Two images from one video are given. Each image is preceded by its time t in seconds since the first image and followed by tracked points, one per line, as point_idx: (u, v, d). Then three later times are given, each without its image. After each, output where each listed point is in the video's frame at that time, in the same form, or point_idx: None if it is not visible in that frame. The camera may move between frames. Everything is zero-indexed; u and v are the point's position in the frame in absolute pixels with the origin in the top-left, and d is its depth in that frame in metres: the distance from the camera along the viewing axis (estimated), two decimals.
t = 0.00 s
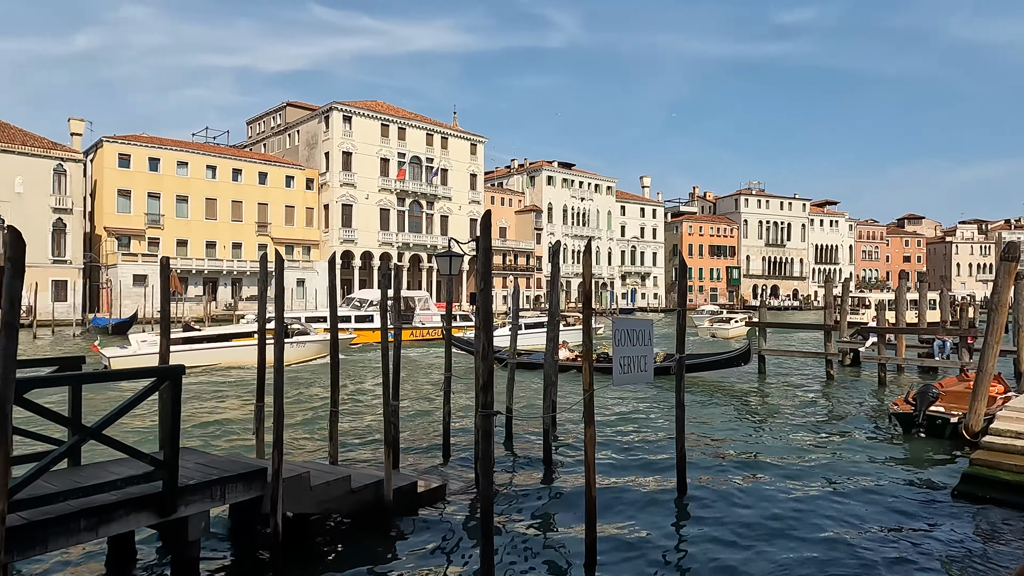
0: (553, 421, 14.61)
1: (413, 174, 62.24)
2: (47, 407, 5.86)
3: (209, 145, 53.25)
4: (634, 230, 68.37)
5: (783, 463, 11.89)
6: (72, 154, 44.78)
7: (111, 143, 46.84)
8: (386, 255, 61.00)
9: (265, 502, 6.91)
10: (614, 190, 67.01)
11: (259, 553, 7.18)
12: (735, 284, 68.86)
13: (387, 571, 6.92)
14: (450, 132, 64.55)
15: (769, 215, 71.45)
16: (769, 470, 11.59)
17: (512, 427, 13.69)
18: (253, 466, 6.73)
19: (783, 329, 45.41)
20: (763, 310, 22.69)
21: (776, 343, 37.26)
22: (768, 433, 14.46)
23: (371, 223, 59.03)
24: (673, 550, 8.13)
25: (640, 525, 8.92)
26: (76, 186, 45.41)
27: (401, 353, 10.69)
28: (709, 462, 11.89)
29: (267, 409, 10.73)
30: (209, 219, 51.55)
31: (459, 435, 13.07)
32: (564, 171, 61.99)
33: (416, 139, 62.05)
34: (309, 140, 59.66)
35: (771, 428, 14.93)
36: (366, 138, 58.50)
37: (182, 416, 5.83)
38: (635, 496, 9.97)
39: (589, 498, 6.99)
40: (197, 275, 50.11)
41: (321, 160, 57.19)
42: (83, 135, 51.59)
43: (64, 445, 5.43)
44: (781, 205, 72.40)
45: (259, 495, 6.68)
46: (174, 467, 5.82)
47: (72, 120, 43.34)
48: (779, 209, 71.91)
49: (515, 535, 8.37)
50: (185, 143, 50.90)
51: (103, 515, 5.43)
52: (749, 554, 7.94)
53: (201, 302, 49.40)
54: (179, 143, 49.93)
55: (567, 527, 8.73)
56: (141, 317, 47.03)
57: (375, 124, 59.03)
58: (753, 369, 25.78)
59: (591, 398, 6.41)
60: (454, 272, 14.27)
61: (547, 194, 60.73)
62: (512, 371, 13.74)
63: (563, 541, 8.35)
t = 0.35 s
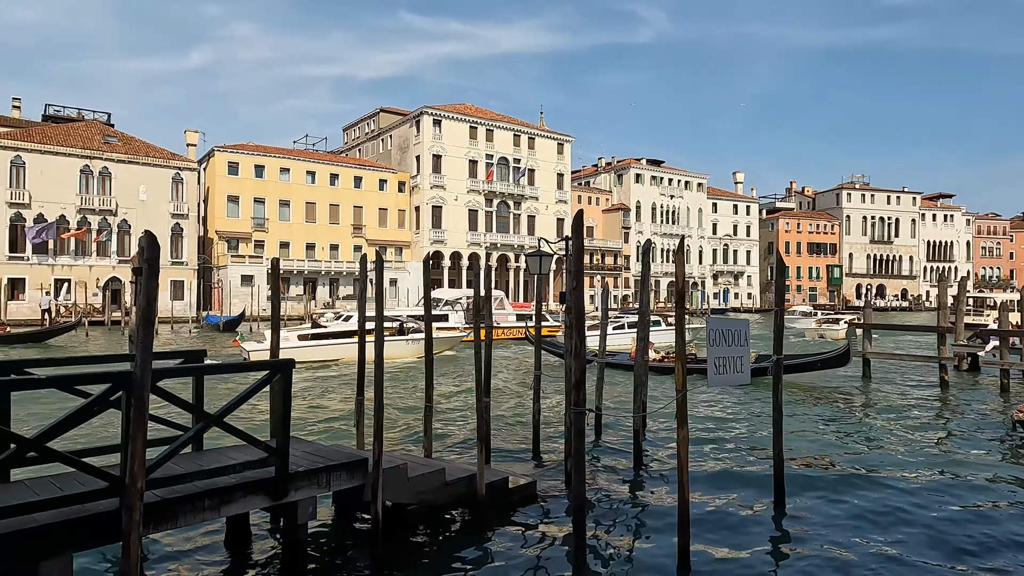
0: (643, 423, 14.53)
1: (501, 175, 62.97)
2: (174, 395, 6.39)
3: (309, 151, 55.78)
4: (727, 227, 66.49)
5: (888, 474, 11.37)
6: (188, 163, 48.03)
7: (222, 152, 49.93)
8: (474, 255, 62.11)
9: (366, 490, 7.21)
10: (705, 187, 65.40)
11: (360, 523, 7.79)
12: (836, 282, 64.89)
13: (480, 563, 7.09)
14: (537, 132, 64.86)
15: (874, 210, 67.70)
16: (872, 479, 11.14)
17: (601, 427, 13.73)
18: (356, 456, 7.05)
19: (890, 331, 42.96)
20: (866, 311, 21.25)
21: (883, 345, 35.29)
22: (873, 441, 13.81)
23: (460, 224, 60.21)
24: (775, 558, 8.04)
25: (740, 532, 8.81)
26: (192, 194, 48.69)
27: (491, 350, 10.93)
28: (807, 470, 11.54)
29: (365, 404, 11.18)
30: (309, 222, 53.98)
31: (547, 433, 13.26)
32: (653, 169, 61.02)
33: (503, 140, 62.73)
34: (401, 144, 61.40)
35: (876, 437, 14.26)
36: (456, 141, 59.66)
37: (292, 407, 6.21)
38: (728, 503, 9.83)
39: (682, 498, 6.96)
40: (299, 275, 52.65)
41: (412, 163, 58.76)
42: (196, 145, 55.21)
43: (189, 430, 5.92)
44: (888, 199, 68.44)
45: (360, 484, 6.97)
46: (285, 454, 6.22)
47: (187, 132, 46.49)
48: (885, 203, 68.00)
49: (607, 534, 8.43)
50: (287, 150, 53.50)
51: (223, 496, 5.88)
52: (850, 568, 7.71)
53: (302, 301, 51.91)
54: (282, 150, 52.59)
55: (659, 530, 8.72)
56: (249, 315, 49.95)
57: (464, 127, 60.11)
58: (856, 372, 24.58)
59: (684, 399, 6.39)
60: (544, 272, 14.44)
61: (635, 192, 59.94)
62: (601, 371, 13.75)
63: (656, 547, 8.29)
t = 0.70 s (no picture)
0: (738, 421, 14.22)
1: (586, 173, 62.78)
2: (289, 386, 6.77)
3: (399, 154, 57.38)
4: (825, 221, 63.71)
5: (1004, 478, 10.72)
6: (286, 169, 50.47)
7: (318, 158, 52.30)
8: (560, 253, 62.36)
9: (465, 481, 7.26)
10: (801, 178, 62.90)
11: (458, 514, 7.89)
12: (949, 278, 61.89)
13: (577, 561, 7.03)
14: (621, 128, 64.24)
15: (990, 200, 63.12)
16: (987, 482, 10.54)
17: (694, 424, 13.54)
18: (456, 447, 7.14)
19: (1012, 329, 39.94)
20: (986, 307, 19.83)
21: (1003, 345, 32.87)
22: (989, 445, 13.03)
23: (546, 222, 60.52)
24: (883, 555, 7.81)
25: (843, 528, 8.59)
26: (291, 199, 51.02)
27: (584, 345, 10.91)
28: (913, 472, 11.03)
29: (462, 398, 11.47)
30: (399, 223, 55.51)
31: (637, 429, 13.27)
32: (744, 161, 59.18)
33: (588, 137, 62.49)
34: (486, 144, 62.16)
35: (994, 441, 13.41)
36: (540, 140, 59.94)
37: (398, 398, 6.44)
38: (828, 502, 9.55)
39: (785, 499, 6.77)
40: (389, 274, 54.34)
41: (497, 163, 59.43)
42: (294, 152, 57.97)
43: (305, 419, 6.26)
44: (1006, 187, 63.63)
45: (461, 474, 7.05)
46: (391, 443, 6.45)
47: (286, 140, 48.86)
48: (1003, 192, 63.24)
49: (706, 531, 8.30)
50: (378, 154, 55.24)
51: (336, 481, 6.19)
52: (961, 571, 7.38)
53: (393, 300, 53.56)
54: (373, 154, 54.38)
55: (759, 528, 8.54)
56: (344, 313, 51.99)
57: (548, 125, 60.29)
58: (973, 374, 23.08)
59: (786, 397, 6.28)
60: (635, 269, 14.38)
61: (725, 185, 58.28)
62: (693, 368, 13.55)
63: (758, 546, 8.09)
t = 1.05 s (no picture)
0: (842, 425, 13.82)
1: (673, 169, 61.78)
2: (402, 380, 7.07)
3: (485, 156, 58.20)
4: (933, 214, 60.16)
5: None
6: (378, 173, 52.18)
7: (407, 161, 53.77)
8: (646, 251, 61.70)
9: (570, 477, 7.32)
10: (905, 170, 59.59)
11: (562, 508, 7.97)
12: None
13: (682, 560, 6.99)
14: (709, 122, 62.80)
15: None
16: None
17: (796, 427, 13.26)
18: (561, 443, 7.26)
19: None
20: None
21: None
22: None
23: (631, 220, 60.04)
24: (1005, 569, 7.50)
25: (967, 540, 8.28)
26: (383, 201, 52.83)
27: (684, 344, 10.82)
28: None
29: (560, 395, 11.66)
30: (485, 223, 56.30)
31: (734, 431, 13.01)
32: (843, 153, 56.49)
33: (675, 133, 61.47)
34: (571, 143, 62.14)
35: None
36: (625, 137, 59.48)
37: (506, 394, 6.61)
38: (943, 513, 9.24)
39: (905, 507, 6.52)
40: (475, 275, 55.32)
41: (582, 162, 59.24)
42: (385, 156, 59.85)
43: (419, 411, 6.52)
44: None
45: (565, 470, 7.16)
46: (500, 438, 6.63)
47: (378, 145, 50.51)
48: None
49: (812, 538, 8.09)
50: (465, 156, 56.18)
51: (448, 473, 6.44)
52: None
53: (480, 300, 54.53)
54: (460, 156, 55.41)
55: (869, 536, 8.30)
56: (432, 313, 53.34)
57: (634, 122, 59.72)
58: None
59: (907, 400, 6.11)
60: (734, 267, 14.16)
61: (821, 178, 55.97)
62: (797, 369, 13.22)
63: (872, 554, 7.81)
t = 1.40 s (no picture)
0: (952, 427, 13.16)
1: (758, 162, 59.99)
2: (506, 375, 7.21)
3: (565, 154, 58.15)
4: None
5: None
6: (458, 174, 52.97)
7: (487, 161, 54.36)
8: (731, 247, 60.25)
9: (673, 475, 7.25)
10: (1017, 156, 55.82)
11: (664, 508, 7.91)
12: None
13: (791, 563, 6.83)
14: (798, 112, 60.57)
15: None
16: None
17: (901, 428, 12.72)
18: (664, 441, 7.21)
19: None
20: None
21: None
22: None
23: (715, 216, 58.74)
24: None
25: None
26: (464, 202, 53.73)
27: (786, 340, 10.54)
28: None
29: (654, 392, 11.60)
30: (564, 222, 56.24)
31: (831, 436, 12.58)
32: (947, 139, 53.43)
33: (760, 125, 59.63)
34: (651, 139, 61.25)
35: None
36: (708, 130, 58.14)
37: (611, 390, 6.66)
38: None
39: None
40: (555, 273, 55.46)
41: (663, 157, 58.28)
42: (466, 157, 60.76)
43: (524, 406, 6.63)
44: None
45: (669, 468, 7.12)
46: (604, 434, 6.66)
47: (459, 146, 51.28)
48: None
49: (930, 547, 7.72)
50: (544, 155, 56.26)
51: (553, 467, 6.52)
52: None
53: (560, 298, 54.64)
54: (539, 156, 55.61)
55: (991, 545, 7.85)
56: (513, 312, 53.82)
57: (717, 115, 58.33)
58: None
59: None
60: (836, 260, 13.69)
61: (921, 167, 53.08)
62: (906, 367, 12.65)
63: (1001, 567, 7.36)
